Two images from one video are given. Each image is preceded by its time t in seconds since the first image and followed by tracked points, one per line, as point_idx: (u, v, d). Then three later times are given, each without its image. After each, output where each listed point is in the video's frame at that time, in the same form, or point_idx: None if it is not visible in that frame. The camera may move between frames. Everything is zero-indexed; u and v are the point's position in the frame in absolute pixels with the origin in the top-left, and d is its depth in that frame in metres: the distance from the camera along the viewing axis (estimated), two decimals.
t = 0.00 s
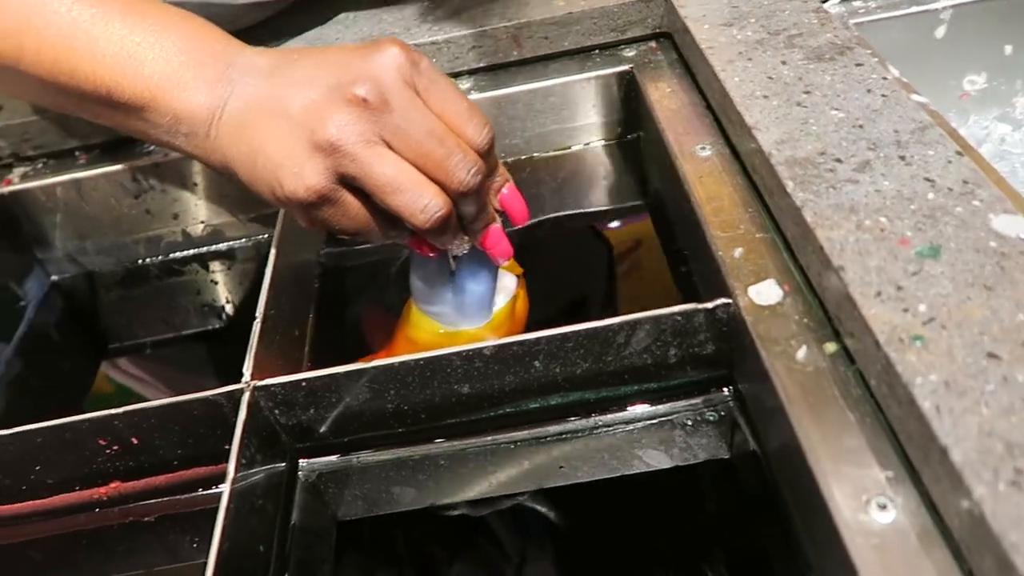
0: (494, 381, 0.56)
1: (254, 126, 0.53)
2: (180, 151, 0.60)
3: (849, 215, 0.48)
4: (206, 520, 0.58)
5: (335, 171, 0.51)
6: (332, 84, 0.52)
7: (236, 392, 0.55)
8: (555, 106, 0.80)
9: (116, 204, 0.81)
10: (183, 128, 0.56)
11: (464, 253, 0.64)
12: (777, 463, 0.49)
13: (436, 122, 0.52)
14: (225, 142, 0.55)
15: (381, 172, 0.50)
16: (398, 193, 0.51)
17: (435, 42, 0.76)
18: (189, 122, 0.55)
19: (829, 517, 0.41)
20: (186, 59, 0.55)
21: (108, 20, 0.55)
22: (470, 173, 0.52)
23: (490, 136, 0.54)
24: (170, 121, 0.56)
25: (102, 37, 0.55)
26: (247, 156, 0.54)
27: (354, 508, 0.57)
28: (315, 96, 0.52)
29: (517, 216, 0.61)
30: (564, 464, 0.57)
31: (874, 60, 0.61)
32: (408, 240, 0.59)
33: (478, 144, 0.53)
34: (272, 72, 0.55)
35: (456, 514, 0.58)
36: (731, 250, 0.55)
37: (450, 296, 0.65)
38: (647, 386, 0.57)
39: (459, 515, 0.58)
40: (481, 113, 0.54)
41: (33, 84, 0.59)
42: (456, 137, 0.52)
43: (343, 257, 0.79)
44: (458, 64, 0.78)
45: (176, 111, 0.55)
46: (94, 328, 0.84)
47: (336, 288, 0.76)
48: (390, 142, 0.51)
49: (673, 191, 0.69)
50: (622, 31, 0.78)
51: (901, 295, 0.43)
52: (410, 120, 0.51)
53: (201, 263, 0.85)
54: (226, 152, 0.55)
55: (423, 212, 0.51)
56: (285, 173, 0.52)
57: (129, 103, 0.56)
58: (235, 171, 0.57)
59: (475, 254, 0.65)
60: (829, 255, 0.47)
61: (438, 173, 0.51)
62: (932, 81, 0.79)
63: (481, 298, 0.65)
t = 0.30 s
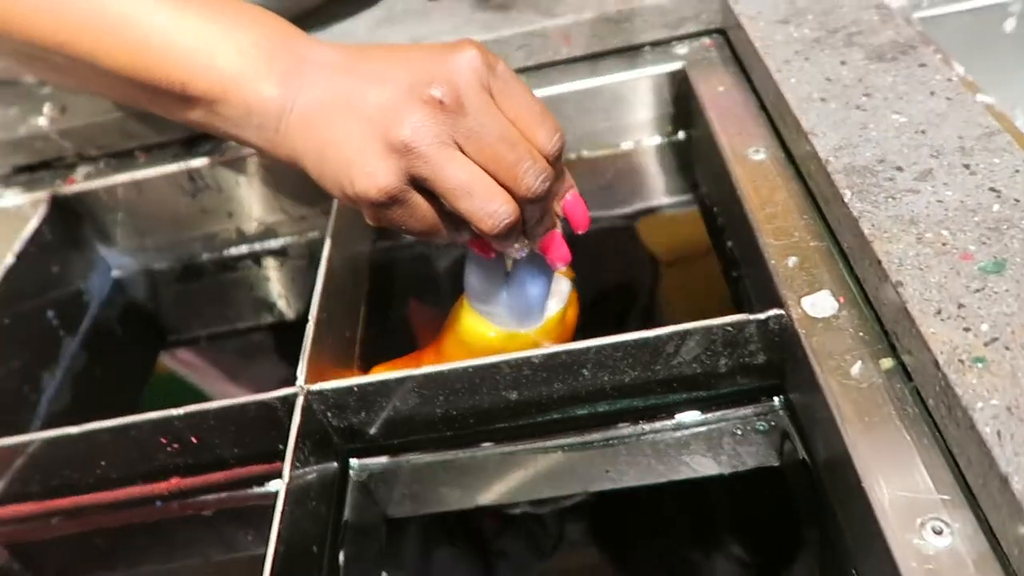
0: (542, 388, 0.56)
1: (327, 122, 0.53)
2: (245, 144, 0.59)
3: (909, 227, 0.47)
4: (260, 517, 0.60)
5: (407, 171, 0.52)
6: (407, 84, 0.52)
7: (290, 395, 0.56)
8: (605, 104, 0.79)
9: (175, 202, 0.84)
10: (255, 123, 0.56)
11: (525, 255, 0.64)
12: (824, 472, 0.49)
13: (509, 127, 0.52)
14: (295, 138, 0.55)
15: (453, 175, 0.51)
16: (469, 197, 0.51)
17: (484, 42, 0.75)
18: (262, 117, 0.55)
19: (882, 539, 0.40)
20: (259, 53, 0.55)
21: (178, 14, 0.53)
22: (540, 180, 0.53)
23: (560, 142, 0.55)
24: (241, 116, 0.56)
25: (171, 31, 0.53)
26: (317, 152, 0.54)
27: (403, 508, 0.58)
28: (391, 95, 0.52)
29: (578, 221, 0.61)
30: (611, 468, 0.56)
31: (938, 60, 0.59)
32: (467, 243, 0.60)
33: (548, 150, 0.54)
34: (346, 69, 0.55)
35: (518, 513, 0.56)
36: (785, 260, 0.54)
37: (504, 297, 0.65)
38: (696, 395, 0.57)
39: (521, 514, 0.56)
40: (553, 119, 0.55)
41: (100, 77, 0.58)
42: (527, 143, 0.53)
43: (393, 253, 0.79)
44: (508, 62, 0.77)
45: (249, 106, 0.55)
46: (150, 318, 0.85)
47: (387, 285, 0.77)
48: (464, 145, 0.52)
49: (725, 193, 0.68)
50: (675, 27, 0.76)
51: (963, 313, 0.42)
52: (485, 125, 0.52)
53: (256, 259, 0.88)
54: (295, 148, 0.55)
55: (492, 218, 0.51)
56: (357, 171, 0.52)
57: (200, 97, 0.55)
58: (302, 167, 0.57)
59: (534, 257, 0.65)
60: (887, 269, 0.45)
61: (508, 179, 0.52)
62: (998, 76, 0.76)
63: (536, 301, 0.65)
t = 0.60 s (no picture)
0: (601, 410, 0.57)
1: (414, 142, 0.55)
2: (324, 161, 0.60)
3: (974, 255, 0.47)
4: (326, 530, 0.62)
5: (492, 193, 0.53)
6: (496, 108, 0.54)
7: (357, 414, 0.58)
8: (657, 122, 0.80)
9: (237, 220, 0.86)
10: (337, 140, 0.57)
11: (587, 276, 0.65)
12: (886, 494, 0.50)
13: (591, 154, 0.55)
14: (380, 156, 0.56)
15: (537, 199, 0.53)
16: (552, 220, 0.53)
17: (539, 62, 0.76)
18: (346, 135, 0.56)
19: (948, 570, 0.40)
20: (344, 72, 0.56)
21: (270, 35, 0.55)
22: (615, 206, 0.55)
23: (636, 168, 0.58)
24: (323, 133, 0.57)
25: (264, 51, 0.54)
26: (402, 170, 0.55)
27: (462, 521, 0.59)
28: (479, 118, 0.54)
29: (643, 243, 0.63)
30: (666, 487, 0.57)
31: (1001, 81, 0.59)
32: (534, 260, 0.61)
33: (626, 176, 0.57)
34: (432, 92, 0.56)
35: (581, 523, 0.58)
36: (845, 284, 0.54)
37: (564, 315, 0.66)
38: (753, 418, 0.57)
39: (584, 524, 0.58)
40: (631, 147, 0.58)
41: (185, 97, 0.58)
42: (607, 169, 0.56)
43: (449, 271, 0.81)
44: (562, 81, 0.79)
45: (333, 124, 0.56)
46: (212, 333, 0.89)
47: (443, 301, 0.79)
48: (548, 169, 0.54)
49: (780, 213, 0.68)
50: (728, 45, 0.77)
51: None
52: (570, 151, 0.54)
53: (315, 274, 0.90)
54: (379, 165, 0.56)
55: (572, 240, 0.54)
56: (442, 190, 0.54)
57: (285, 115, 0.56)
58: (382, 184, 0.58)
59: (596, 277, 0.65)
60: (951, 298, 0.46)
61: (588, 204, 0.55)
62: None
63: (597, 322, 0.66)
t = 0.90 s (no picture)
0: (625, 422, 0.56)
1: (441, 146, 0.55)
2: (350, 166, 0.60)
3: (1009, 263, 0.46)
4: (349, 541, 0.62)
5: (520, 197, 0.53)
6: (524, 112, 0.54)
7: (379, 426, 0.57)
8: (682, 131, 0.79)
9: (263, 232, 0.87)
10: (364, 143, 0.57)
11: (612, 285, 0.64)
12: (917, 505, 0.49)
13: (620, 158, 0.55)
14: (406, 160, 0.56)
15: (564, 204, 0.53)
16: (579, 225, 0.53)
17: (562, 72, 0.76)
18: (373, 139, 0.57)
19: None
20: (373, 77, 0.56)
21: (301, 39, 0.55)
22: (643, 211, 0.55)
23: (665, 173, 0.57)
24: (351, 137, 0.57)
25: (295, 55, 0.55)
26: (428, 174, 0.55)
27: (484, 533, 0.59)
28: (508, 122, 0.54)
29: (669, 252, 0.63)
30: (692, 500, 0.56)
31: None
32: (561, 269, 0.62)
33: (653, 182, 0.57)
34: (460, 95, 0.56)
35: (609, 535, 0.57)
36: (874, 294, 0.53)
37: (588, 323, 0.66)
38: (781, 429, 0.56)
39: (610, 535, 0.57)
40: (660, 153, 0.57)
41: (212, 102, 0.58)
42: (636, 174, 0.55)
43: (471, 282, 0.81)
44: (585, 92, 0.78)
45: (361, 128, 0.56)
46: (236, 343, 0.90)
47: (467, 311, 0.78)
48: (576, 173, 0.54)
49: (807, 221, 0.67)
50: (753, 53, 0.76)
51: None
52: (599, 155, 0.54)
53: (339, 285, 0.90)
54: (405, 169, 0.57)
55: (599, 245, 0.54)
56: (469, 194, 0.54)
57: (313, 119, 0.57)
58: (409, 189, 0.58)
59: (621, 284, 0.65)
60: (985, 307, 0.44)
61: (616, 209, 0.54)
62: None
63: (620, 333, 0.66)
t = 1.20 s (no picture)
0: (615, 430, 0.55)
1: (438, 148, 0.54)
2: (346, 168, 0.59)
3: (1002, 269, 0.45)
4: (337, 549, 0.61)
5: (515, 201, 0.53)
6: (521, 116, 0.54)
7: (367, 434, 0.57)
8: (676, 135, 0.78)
9: (256, 238, 0.87)
10: (361, 144, 0.56)
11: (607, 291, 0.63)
12: (908, 513, 0.48)
13: (617, 165, 0.54)
14: (404, 162, 0.55)
15: (559, 211, 0.53)
16: (574, 232, 0.53)
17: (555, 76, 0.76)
18: (369, 139, 0.56)
19: None
20: (371, 78, 0.55)
21: (300, 39, 0.54)
22: (638, 219, 0.55)
23: (661, 181, 0.57)
24: (347, 138, 0.56)
25: (294, 54, 0.54)
26: (425, 176, 0.55)
27: (475, 541, 0.58)
28: (504, 126, 0.53)
29: (665, 259, 0.62)
30: (684, 508, 0.56)
31: None
32: (556, 274, 0.61)
33: (651, 190, 0.56)
34: (457, 97, 0.56)
35: (605, 542, 0.56)
36: (867, 301, 0.52)
37: (582, 329, 0.65)
38: (773, 437, 0.56)
39: (606, 542, 0.56)
40: (657, 160, 0.57)
41: (208, 101, 0.57)
42: (633, 182, 0.55)
43: (465, 287, 0.80)
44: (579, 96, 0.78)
45: (358, 129, 0.55)
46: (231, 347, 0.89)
47: (461, 316, 0.78)
48: (572, 179, 0.53)
49: (801, 226, 0.66)
50: (748, 57, 0.76)
51: None
52: (596, 161, 0.53)
53: (333, 289, 0.91)
54: (402, 171, 0.56)
55: (594, 252, 0.53)
56: (464, 198, 0.53)
57: (309, 118, 0.56)
58: (405, 192, 0.57)
59: (615, 291, 0.64)
60: (977, 314, 0.44)
61: (612, 217, 0.54)
62: None
63: (614, 341, 0.65)
